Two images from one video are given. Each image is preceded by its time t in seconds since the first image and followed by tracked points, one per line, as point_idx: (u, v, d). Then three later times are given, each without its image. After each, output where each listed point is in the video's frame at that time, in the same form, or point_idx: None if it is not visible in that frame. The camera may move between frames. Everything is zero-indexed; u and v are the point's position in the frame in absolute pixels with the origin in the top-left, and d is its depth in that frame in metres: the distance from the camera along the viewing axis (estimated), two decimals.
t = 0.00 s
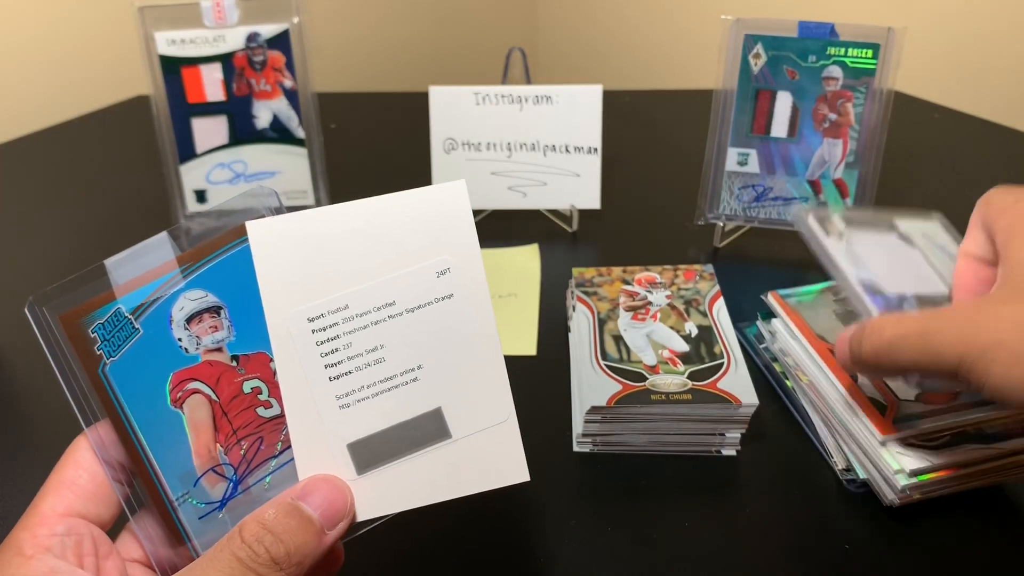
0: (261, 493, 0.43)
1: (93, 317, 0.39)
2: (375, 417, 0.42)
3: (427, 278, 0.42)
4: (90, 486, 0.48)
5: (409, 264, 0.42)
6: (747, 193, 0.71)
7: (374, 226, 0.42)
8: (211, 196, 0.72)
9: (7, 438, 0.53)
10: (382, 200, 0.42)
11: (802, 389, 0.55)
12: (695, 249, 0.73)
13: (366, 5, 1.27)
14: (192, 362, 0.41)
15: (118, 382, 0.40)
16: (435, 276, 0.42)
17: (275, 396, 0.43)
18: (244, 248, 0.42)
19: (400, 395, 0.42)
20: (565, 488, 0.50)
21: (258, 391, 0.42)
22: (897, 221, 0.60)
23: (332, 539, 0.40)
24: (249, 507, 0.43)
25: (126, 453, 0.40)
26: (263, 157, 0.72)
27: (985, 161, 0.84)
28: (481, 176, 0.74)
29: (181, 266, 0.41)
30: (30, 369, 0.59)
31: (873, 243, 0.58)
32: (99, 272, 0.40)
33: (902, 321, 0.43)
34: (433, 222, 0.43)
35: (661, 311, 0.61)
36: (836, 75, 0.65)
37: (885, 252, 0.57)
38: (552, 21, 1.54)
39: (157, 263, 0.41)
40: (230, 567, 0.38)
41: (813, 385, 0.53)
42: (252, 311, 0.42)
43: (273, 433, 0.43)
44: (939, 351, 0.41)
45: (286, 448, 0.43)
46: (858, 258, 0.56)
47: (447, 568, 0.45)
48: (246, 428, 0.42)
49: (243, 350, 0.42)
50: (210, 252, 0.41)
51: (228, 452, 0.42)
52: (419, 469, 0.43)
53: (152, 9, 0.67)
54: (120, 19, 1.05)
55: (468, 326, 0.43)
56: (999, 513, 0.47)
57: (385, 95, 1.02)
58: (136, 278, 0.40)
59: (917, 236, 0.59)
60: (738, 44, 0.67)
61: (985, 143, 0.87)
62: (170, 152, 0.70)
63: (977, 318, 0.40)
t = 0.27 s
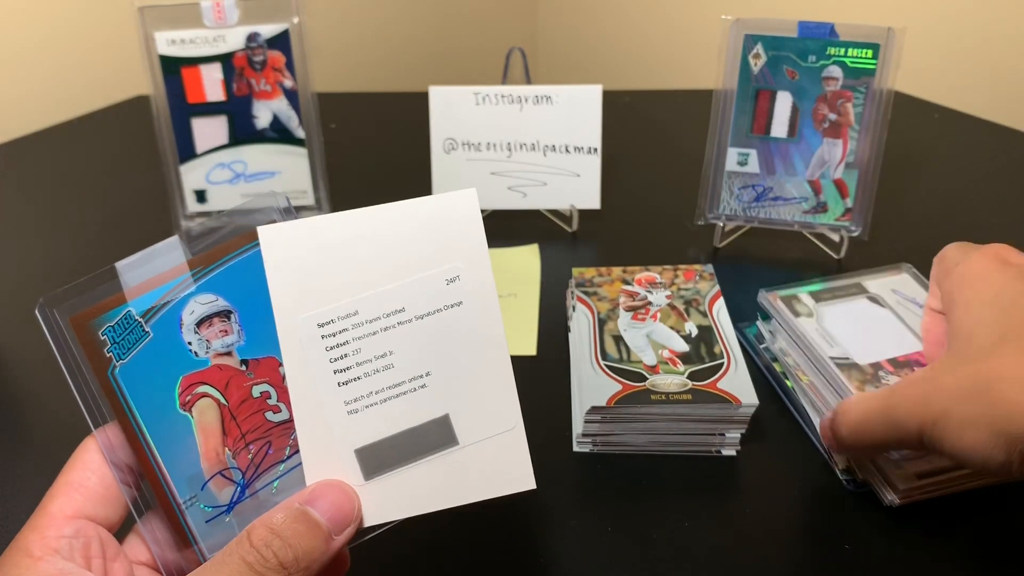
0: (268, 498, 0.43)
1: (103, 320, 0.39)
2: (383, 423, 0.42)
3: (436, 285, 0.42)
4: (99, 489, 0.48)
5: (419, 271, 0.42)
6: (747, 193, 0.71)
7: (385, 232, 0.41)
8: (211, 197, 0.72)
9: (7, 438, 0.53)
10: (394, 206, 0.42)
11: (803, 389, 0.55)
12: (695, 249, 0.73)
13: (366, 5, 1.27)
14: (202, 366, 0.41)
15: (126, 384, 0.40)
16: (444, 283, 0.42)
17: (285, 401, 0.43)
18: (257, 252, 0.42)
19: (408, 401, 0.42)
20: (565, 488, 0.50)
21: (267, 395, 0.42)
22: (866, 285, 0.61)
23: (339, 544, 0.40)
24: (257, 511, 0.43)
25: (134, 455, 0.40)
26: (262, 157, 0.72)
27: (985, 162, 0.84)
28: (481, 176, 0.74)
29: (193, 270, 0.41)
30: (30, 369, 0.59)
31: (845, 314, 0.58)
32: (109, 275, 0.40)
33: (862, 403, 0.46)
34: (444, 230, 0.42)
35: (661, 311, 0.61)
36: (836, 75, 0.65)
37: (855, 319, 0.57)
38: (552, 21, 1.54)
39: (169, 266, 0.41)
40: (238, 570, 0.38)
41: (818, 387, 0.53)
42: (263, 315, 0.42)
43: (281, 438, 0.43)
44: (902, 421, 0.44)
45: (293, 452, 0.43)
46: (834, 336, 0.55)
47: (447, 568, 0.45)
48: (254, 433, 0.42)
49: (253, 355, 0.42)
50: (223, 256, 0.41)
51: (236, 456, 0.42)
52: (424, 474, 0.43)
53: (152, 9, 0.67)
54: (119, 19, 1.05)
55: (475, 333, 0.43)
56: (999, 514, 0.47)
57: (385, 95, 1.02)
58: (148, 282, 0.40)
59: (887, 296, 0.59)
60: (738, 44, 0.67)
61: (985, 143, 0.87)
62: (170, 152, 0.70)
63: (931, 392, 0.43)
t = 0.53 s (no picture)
0: (264, 496, 0.43)
1: (100, 319, 0.39)
2: (379, 421, 0.42)
3: (430, 285, 0.42)
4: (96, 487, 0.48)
5: (414, 269, 0.42)
6: (747, 193, 0.71)
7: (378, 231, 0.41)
8: (211, 197, 0.72)
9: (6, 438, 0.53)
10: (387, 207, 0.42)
11: (802, 389, 0.55)
12: (695, 249, 0.73)
13: (366, 6, 1.27)
14: (198, 365, 0.41)
15: (124, 384, 0.40)
16: (438, 283, 0.43)
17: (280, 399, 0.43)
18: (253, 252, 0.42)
19: (405, 400, 0.42)
20: (566, 488, 0.50)
21: (263, 394, 0.42)
22: (907, 237, 0.61)
23: (335, 541, 0.40)
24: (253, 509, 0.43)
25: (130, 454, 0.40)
26: (262, 157, 0.72)
27: (985, 162, 0.84)
28: (481, 176, 0.74)
29: (189, 270, 0.41)
30: (30, 369, 0.59)
31: (886, 264, 0.58)
32: (106, 275, 0.40)
33: (887, 343, 0.45)
34: (437, 229, 0.42)
35: (661, 311, 0.61)
36: (836, 75, 0.65)
37: (896, 269, 0.57)
38: (552, 22, 1.54)
39: (165, 266, 0.41)
40: (234, 567, 0.38)
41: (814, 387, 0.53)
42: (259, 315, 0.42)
43: (276, 436, 0.43)
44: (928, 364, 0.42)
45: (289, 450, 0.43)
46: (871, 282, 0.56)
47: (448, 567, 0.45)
48: (250, 431, 0.42)
49: (249, 354, 0.42)
50: (217, 256, 0.41)
51: (232, 454, 0.42)
52: (421, 473, 0.43)
53: (152, 9, 0.67)
54: (120, 19, 1.05)
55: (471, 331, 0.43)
56: (999, 513, 0.47)
57: (385, 95, 1.02)
58: (144, 281, 0.40)
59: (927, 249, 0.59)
60: (738, 44, 0.67)
61: (985, 144, 0.87)
62: (170, 152, 0.70)
63: (960, 336, 0.41)
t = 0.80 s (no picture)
0: (268, 498, 0.43)
1: (105, 320, 0.39)
2: (383, 423, 0.42)
3: (436, 287, 0.42)
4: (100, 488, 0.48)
5: (420, 271, 0.42)
6: (747, 193, 0.71)
7: (385, 232, 0.41)
8: (211, 197, 0.72)
9: (7, 438, 0.53)
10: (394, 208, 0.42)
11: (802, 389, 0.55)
12: (695, 249, 0.73)
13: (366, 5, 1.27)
14: (203, 366, 0.41)
15: (128, 384, 0.40)
16: (444, 285, 0.42)
17: (285, 401, 0.43)
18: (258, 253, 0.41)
19: (409, 401, 0.42)
20: (566, 488, 0.50)
21: (267, 396, 0.42)
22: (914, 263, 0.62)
23: (339, 543, 0.40)
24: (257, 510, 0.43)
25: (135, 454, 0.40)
26: (262, 157, 0.72)
27: (985, 161, 0.84)
28: (481, 176, 0.74)
29: (194, 271, 0.41)
30: (31, 369, 0.59)
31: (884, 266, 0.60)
32: (112, 275, 0.40)
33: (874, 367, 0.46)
34: (444, 231, 0.42)
35: (661, 311, 0.61)
36: (836, 75, 0.65)
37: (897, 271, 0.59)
38: (552, 21, 1.54)
39: (170, 268, 0.41)
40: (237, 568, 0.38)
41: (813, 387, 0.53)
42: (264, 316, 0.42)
43: (281, 438, 0.43)
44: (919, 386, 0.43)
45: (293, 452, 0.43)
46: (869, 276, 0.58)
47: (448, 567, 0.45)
48: (254, 433, 0.42)
49: (254, 355, 0.42)
50: (223, 257, 0.41)
51: (236, 455, 0.42)
52: (425, 475, 0.43)
53: (152, 9, 0.67)
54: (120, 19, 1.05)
55: (476, 334, 0.43)
56: (999, 513, 0.47)
57: (385, 95, 1.02)
58: (149, 282, 0.40)
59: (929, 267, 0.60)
60: (739, 44, 0.67)
61: (985, 143, 0.87)
62: (170, 152, 0.71)
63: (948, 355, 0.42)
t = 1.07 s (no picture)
0: (266, 499, 0.43)
1: (105, 322, 0.39)
2: (381, 425, 0.42)
3: (434, 289, 0.42)
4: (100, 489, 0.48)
5: (418, 274, 0.42)
6: (747, 193, 0.71)
7: (384, 234, 0.41)
8: (211, 197, 0.72)
9: (6, 437, 0.53)
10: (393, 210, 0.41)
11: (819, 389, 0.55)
12: (695, 249, 0.73)
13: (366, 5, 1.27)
14: (202, 368, 0.41)
15: (128, 386, 0.40)
16: (442, 287, 0.42)
17: (284, 402, 0.43)
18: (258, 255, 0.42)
19: (407, 403, 0.42)
20: (566, 488, 0.50)
21: (266, 397, 0.42)
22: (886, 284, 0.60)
23: (337, 545, 0.40)
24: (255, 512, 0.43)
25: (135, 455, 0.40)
26: (262, 157, 0.72)
27: (985, 161, 0.84)
28: (481, 176, 0.74)
29: (194, 273, 0.41)
30: (31, 369, 0.59)
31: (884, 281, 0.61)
32: (111, 278, 0.40)
33: (865, 395, 0.48)
34: (441, 232, 0.42)
35: (661, 311, 0.61)
36: (836, 75, 0.65)
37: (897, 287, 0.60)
38: (552, 21, 1.54)
39: (170, 270, 0.41)
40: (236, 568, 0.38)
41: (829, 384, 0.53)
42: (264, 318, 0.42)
43: (280, 439, 0.43)
44: (906, 413, 0.45)
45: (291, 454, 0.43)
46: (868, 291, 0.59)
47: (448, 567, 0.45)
48: (252, 434, 0.42)
49: (253, 357, 0.42)
50: (222, 259, 0.41)
51: (235, 457, 0.42)
52: (423, 477, 0.43)
53: (152, 9, 0.67)
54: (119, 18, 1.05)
55: (474, 336, 0.43)
56: (999, 513, 0.47)
57: (385, 95, 1.02)
58: (148, 285, 0.40)
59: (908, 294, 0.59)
60: (739, 44, 0.67)
61: (985, 143, 0.87)
62: (170, 152, 0.71)
63: (936, 385, 0.45)
